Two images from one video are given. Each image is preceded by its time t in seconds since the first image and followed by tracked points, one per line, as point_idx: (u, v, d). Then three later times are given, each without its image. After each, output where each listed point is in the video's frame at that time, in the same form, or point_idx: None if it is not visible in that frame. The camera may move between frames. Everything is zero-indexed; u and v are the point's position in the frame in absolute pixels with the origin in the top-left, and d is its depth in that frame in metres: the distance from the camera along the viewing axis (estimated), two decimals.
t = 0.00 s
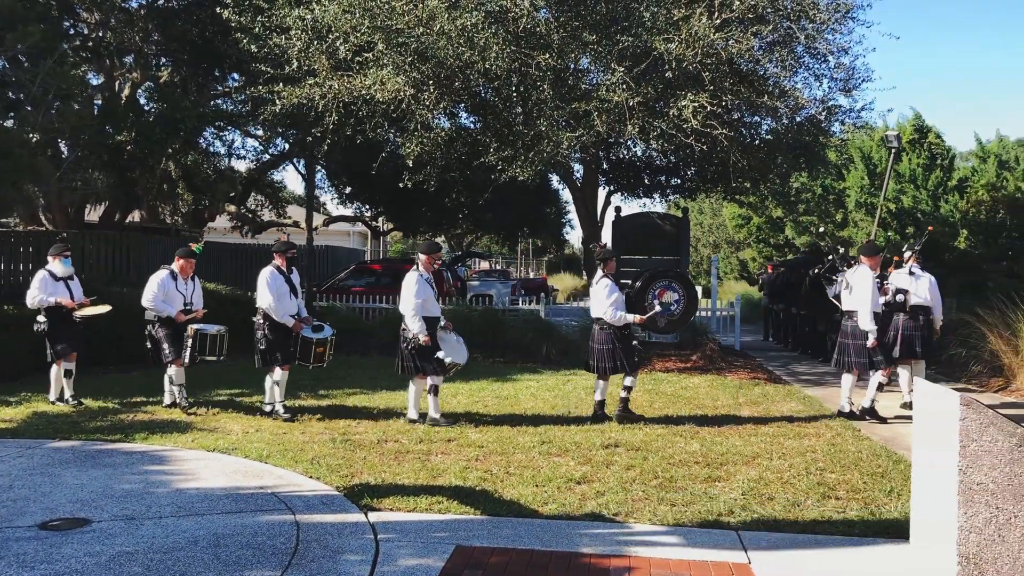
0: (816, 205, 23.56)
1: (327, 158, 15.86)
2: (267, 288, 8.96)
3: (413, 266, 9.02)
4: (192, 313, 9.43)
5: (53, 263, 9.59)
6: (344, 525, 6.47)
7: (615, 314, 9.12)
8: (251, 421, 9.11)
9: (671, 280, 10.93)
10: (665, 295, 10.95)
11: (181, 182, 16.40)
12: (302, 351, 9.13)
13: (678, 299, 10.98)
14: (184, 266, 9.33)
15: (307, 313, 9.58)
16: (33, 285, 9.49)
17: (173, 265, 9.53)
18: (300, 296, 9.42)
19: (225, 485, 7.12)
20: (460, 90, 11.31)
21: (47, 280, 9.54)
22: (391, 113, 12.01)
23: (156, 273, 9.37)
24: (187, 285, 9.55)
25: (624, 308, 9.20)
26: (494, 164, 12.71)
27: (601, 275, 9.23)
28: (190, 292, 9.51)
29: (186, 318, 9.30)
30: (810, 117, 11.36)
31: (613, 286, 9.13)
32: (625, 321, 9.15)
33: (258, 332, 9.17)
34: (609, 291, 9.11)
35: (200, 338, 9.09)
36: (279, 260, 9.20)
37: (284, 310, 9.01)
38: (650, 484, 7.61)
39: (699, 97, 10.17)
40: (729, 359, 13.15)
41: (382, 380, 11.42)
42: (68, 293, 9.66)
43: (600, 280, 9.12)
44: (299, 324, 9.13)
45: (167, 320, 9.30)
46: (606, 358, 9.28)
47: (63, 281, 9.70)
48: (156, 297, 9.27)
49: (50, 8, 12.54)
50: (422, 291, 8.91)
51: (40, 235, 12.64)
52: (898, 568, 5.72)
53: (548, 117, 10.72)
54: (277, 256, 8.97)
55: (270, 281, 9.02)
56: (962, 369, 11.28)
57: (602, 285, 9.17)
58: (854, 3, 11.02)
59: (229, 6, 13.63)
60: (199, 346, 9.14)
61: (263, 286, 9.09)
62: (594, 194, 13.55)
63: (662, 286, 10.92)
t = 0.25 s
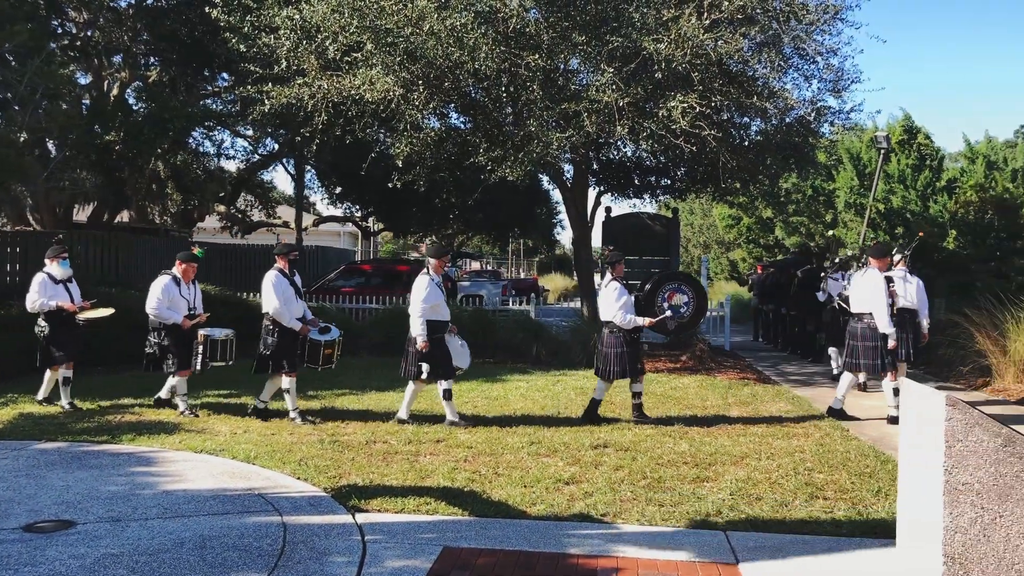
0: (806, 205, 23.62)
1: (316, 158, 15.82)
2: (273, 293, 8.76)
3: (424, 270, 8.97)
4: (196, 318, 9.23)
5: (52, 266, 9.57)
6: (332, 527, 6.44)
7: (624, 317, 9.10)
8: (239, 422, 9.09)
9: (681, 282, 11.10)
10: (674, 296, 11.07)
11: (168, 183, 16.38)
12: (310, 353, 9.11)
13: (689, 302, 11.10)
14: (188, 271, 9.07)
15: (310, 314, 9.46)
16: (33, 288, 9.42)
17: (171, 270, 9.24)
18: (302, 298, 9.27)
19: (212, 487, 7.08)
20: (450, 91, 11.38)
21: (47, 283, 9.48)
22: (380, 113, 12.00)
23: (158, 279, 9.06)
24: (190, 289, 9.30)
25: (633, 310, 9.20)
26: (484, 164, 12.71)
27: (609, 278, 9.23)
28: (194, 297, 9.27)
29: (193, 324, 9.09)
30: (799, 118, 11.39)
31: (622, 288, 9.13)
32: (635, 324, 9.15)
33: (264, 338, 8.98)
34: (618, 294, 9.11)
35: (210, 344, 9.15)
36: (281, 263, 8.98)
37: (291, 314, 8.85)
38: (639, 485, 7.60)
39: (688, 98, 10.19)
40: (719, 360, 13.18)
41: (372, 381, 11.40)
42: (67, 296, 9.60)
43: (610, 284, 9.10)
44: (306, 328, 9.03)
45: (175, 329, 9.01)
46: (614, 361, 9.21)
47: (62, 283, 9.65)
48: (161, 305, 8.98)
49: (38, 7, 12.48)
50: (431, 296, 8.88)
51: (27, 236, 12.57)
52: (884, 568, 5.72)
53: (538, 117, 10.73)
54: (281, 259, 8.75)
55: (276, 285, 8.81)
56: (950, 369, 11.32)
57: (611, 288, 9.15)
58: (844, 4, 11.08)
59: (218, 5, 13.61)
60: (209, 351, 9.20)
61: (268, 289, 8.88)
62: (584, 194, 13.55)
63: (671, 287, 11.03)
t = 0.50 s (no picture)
0: (798, 206, 23.65)
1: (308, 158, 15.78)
2: (282, 289, 8.70)
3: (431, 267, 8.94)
4: (199, 313, 9.25)
5: (52, 263, 9.44)
6: (323, 528, 6.36)
7: (639, 313, 9.11)
8: (230, 423, 9.07)
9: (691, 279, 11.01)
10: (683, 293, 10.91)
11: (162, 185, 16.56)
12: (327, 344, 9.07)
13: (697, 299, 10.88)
14: (188, 267, 9.06)
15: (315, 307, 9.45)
16: (35, 285, 9.33)
17: (169, 266, 9.20)
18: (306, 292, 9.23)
19: (203, 489, 7.04)
20: (442, 91, 11.28)
21: (49, 280, 9.39)
22: (372, 114, 11.99)
23: (159, 275, 9.03)
24: (189, 284, 9.29)
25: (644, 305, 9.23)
26: (476, 165, 12.71)
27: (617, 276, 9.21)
28: (194, 292, 9.28)
29: (197, 319, 9.13)
30: (792, 119, 11.41)
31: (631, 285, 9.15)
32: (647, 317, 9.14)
33: (273, 338, 8.90)
34: (627, 292, 9.13)
35: (217, 337, 9.21)
36: (285, 259, 8.92)
37: (300, 309, 8.82)
38: (632, 485, 7.58)
39: (680, 98, 10.20)
40: (712, 360, 13.20)
41: (364, 382, 11.40)
42: (69, 293, 9.54)
43: (620, 282, 9.09)
44: (320, 319, 9.05)
45: (178, 324, 9.07)
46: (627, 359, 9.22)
47: (63, 280, 9.57)
48: (162, 301, 8.97)
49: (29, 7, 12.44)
50: (443, 294, 8.91)
51: (18, 236, 12.52)
52: (876, 569, 5.70)
53: (531, 117, 10.74)
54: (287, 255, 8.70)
55: (283, 281, 8.76)
56: (943, 370, 11.34)
57: (620, 286, 9.16)
58: (836, 5, 11.12)
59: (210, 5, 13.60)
60: (215, 343, 9.23)
61: (274, 286, 8.81)
62: (577, 195, 13.56)
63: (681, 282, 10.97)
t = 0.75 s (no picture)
0: (792, 207, 23.68)
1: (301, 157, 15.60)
2: (292, 291, 8.61)
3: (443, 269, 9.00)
4: (204, 316, 9.13)
5: (59, 263, 9.45)
6: (314, 529, 6.33)
7: (651, 315, 9.09)
8: (223, 424, 9.06)
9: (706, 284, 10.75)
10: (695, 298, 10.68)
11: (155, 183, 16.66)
12: (331, 349, 9.19)
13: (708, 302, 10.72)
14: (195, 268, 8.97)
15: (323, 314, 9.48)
16: (41, 285, 9.34)
17: (176, 267, 9.08)
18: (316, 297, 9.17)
19: (194, 490, 7.01)
20: (436, 91, 11.35)
21: (55, 280, 9.41)
22: (366, 114, 11.98)
23: (166, 276, 8.90)
24: (196, 286, 9.17)
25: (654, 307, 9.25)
26: (469, 166, 12.71)
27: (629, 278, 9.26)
28: (200, 295, 9.15)
29: (203, 322, 9.00)
30: (785, 120, 11.43)
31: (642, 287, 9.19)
32: (657, 320, 9.18)
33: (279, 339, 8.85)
34: (638, 295, 9.16)
35: (221, 340, 9.30)
36: (296, 261, 8.89)
37: (310, 312, 8.76)
38: (624, 486, 7.58)
39: (673, 99, 10.22)
40: (705, 361, 13.22)
41: (357, 382, 11.40)
42: (75, 293, 9.54)
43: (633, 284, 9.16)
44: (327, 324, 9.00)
45: (183, 327, 8.93)
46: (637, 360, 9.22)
47: (69, 281, 9.58)
48: (169, 303, 8.82)
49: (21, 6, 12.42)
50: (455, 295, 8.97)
51: (10, 236, 12.49)
52: (868, 570, 5.69)
53: (524, 118, 10.75)
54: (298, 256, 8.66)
55: (293, 283, 8.68)
56: (936, 370, 11.36)
57: (631, 287, 9.20)
58: (829, 6, 11.14)
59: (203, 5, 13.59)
60: (219, 348, 9.34)
61: (284, 288, 8.72)
62: (571, 195, 13.57)
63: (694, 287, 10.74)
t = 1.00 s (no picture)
0: (787, 206, 23.69)
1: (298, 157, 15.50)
2: (304, 290, 8.64)
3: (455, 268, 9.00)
4: (218, 317, 9.10)
5: (69, 263, 9.39)
6: (309, 530, 6.31)
7: (660, 316, 9.18)
8: (218, 424, 9.04)
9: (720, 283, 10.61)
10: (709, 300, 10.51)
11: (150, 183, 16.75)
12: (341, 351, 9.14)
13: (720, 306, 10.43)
14: (210, 269, 8.97)
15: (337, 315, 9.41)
16: (51, 285, 9.28)
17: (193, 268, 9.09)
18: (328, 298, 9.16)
19: (189, 490, 6.98)
20: (432, 91, 11.29)
21: (65, 281, 9.34)
22: (361, 113, 11.98)
23: (181, 277, 8.90)
24: (211, 289, 9.17)
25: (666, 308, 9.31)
26: (465, 165, 12.71)
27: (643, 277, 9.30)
28: (215, 297, 9.14)
29: (216, 323, 8.96)
30: (780, 120, 11.43)
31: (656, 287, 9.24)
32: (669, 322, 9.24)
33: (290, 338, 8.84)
34: (651, 294, 9.19)
35: (232, 343, 9.02)
36: (308, 261, 8.88)
37: (320, 311, 8.73)
38: (620, 486, 7.57)
39: (668, 99, 10.22)
40: (701, 360, 13.23)
41: (353, 382, 11.39)
42: (86, 294, 9.48)
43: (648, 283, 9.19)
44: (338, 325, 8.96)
45: (195, 328, 8.89)
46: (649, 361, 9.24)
47: (80, 281, 9.52)
48: (183, 303, 8.82)
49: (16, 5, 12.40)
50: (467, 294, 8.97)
51: (5, 236, 12.46)
52: (863, 570, 5.69)
53: (520, 118, 10.76)
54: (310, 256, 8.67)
55: (305, 282, 8.70)
56: (932, 369, 11.37)
57: (644, 287, 9.25)
58: (824, 7, 11.16)
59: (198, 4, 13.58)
60: (231, 350, 9.06)
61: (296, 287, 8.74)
62: (567, 195, 13.56)
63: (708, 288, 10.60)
